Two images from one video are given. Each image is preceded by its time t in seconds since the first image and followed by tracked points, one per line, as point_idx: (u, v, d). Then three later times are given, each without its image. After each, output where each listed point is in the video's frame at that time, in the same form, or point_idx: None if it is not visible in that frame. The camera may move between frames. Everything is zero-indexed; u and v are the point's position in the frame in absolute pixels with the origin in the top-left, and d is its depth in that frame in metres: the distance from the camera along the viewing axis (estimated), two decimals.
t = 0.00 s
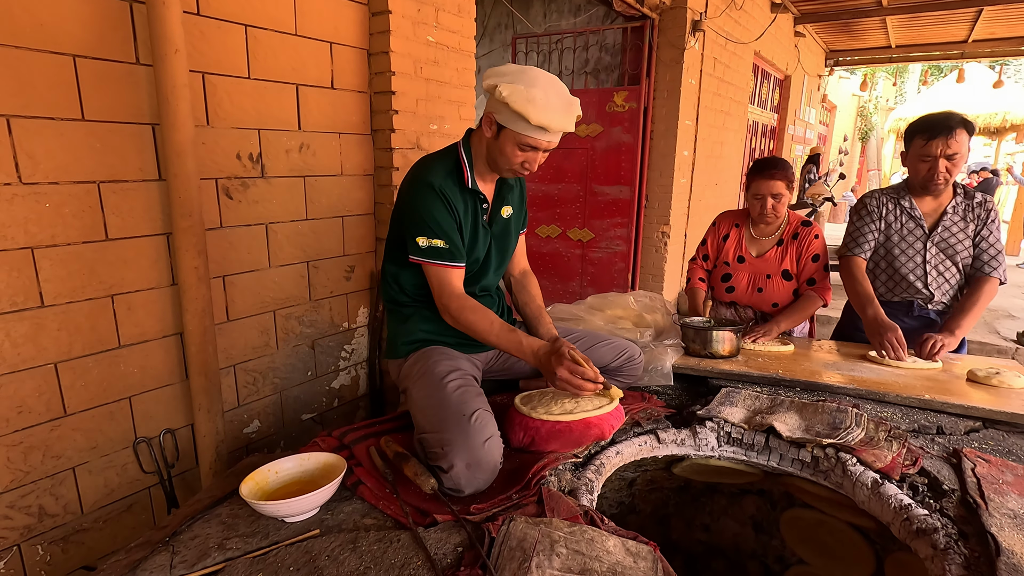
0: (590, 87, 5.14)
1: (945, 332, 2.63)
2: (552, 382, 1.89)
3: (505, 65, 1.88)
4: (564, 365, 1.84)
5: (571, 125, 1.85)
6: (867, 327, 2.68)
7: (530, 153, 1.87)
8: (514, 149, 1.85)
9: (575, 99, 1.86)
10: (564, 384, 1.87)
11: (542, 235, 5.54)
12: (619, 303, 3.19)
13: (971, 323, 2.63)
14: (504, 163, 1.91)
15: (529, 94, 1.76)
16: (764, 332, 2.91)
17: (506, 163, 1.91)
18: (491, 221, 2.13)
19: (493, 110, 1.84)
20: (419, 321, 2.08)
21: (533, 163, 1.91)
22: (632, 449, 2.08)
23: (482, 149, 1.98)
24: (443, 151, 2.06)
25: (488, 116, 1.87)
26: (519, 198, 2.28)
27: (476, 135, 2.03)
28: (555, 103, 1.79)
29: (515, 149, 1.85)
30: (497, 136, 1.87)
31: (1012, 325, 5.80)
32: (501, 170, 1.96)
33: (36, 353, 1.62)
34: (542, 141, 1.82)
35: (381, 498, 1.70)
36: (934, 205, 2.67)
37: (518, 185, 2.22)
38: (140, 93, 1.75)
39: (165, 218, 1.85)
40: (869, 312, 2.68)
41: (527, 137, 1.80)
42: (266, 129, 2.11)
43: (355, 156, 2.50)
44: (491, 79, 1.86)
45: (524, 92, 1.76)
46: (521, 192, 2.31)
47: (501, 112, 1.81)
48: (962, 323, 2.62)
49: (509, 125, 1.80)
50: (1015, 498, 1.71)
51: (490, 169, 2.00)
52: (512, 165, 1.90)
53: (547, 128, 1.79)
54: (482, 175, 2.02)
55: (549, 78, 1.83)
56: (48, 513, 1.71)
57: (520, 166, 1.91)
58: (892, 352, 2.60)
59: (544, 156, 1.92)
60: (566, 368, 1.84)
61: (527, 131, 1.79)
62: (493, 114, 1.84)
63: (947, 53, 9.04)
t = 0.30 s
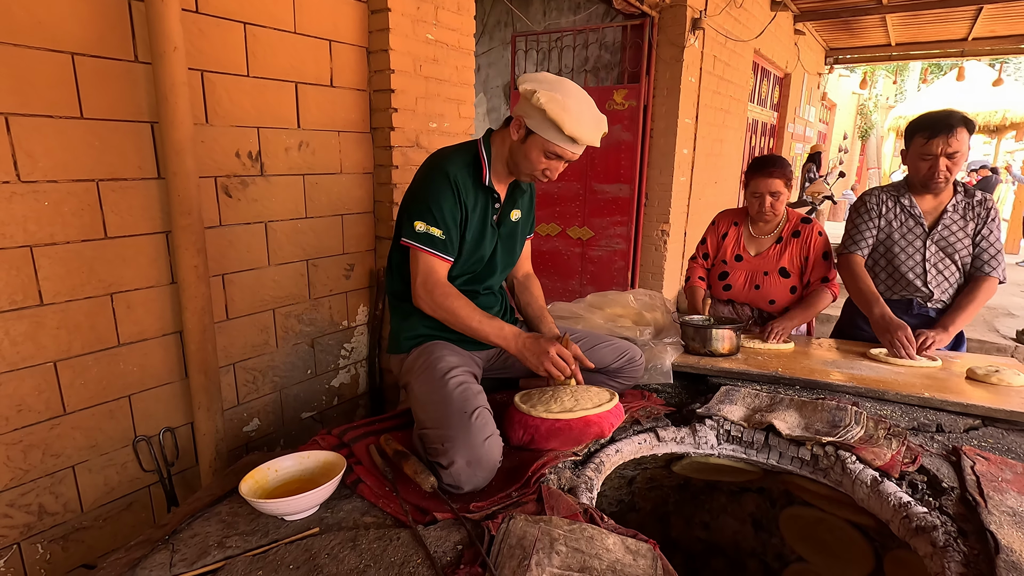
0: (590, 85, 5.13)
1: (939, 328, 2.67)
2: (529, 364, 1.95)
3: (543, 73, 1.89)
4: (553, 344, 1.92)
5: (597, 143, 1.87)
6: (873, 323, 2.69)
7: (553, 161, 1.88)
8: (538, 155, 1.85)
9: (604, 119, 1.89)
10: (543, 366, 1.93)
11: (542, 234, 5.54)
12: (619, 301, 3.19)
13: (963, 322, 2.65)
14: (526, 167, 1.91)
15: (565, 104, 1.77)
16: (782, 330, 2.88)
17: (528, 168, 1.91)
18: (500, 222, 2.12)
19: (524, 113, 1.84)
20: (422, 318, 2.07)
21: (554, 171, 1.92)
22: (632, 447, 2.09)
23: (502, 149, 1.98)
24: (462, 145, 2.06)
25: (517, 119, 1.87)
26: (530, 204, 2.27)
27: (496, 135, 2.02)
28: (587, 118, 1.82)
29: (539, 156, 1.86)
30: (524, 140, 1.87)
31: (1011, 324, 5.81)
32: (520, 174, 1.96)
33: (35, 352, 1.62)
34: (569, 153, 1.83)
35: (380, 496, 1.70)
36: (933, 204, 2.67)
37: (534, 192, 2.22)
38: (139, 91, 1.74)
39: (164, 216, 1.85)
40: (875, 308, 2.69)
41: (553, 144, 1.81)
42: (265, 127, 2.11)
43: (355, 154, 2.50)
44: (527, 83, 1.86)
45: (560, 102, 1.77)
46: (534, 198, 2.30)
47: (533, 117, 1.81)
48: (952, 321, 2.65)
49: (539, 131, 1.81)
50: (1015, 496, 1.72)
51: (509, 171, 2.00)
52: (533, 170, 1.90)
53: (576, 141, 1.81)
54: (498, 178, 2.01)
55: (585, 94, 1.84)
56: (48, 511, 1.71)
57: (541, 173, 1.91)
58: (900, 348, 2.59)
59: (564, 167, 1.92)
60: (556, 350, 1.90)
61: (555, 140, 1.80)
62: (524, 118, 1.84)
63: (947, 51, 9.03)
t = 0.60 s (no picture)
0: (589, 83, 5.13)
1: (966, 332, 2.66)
2: (495, 364, 1.80)
3: (556, 75, 1.88)
4: (517, 340, 1.77)
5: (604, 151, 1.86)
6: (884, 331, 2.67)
7: (557, 163, 1.87)
8: (544, 156, 1.84)
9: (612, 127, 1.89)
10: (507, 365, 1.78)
11: (540, 232, 5.54)
12: (617, 300, 3.19)
13: (988, 320, 2.64)
14: (531, 168, 1.90)
15: (577, 107, 1.76)
16: (774, 327, 2.90)
17: (533, 167, 1.89)
18: (502, 221, 2.12)
19: (534, 112, 1.82)
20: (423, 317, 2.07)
21: (558, 174, 1.90)
22: (630, 445, 2.09)
23: (506, 148, 1.97)
24: (467, 141, 2.06)
25: (526, 118, 1.86)
26: (532, 204, 2.27)
27: (501, 134, 2.01)
28: (597, 124, 1.81)
29: (546, 157, 1.84)
30: (531, 140, 1.86)
31: (1008, 322, 5.82)
32: (524, 174, 1.95)
33: (32, 351, 1.61)
34: (575, 156, 1.82)
35: (378, 495, 1.70)
36: (932, 203, 2.67)
37: (537, 193, 2.22)
38: (135, 90, 1.74)
39: (161, 215, 1.84)
40: (886, 317, 2.67)
41: (562, 146, 1.79)
42: (262, 125, 2.10)
43: (353, 153, 2.50)
44: (540, 83, 1.84)
45: (573, 104, 1.76)
46: (536, 198, 2.29)
47: (543, 116, 1.79)
48: (980, 320, 2.63)
49: (547, 131, 1.79)
50: (1012, 493, 1.72)
51: (512, 170, 2.00)
52: (537, 171, 1.89)
53: (584, 146, 1.79)
54: (500, 177, 2.01)
55: (597, 99, 1.84)
56: (46, 510, 1.71)
57: (545, 175, 1.90)
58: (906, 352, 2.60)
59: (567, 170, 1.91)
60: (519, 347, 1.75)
61: (563, 142, 1.78)
62: (533, 117, 1.82)
63: (945, 50, 9.04)
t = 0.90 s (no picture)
0: (587, 83, 5.12)
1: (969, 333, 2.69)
2: (529, 356, 1.93)
3: (555, 80, 1.87)
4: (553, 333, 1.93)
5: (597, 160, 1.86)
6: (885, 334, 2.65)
7: (550, 170, 1.86)
8: (538, 162, 1.84)
9: (607, 136, 1.88)
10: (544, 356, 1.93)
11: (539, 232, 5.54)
12: (615, 299, 3.19)
13: (991, 318, 2.66)
14: (523, 171, 1.90)
15: (571, 116, 1.76)
16: (780, 328, 2.90)
17: (525, 172, 1.90)
18: (498, 221, 2.12)
19: (530, 117, 1.81)
20: (421, 317, 2.07)
21: (550, 179, 1.90)
22: (630, 444, 2.09)
23: (501, 148, 1.97)
24: (463, 142, 2.06)
25: (521, 122, 1.85)
26: (528, 203, 2.27)
27: (496, 134, 2.01)
28: (592, 134, 1.80)
29: (538, 163, 1.84)
30: (525, 144, 1.85)
31: (1007, 320, 5.83)
32: (517, 177, 1.95)
33: (30, 351, 1.61)
34: (566, 164, 1.82)
35: (377, 494, 1.70)
36: (934, 201, 2.67)
37: (532, 193, 2.22)
38: (133, 89, 1.73)
39: (160, 214, 1.84)
40: (889, 320, 2.63)
41: (554, 153, 1.79)
42: (261, 125, 2.10)
43: (351, 152, 2.49)
44: (537, 87, 1.84)
45: (569, 113, 1.76)
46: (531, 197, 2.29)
47: (538, 122, 1.78)
48: (984, 319, 2.65)
49: (541, 137, 1.78)
50: (1010, 491, 1.72)
51: (506, 171, 1.99)
52: (529, 175, 1.89)
53: (576, 154, 1.79)
54: (494, 180, 2.02)
55: (593, 109, 1.83)
56: (44, 511, 1.71)
57: (536, 179, 1.90)
58: (910, 354, 2.59)
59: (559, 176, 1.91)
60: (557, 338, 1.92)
61: (556, 150, 1.78)
62: (528, 121, 1.82)
63: (944, 49, 9.05)
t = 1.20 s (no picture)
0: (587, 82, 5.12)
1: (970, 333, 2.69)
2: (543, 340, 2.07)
3: (550, 76, 1.87)
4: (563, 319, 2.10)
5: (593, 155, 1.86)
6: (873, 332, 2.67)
7: (546, 166, 1.86)
8: (533, 157, 1.83)
9: (602, 132, 1.89)
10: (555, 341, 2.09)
11: (539, 231, 5.54)
12: (615, 299, 3.19)
13: (992, 317, 2.67)
14: (520, 167, 1.89)
15: (568, 110, 1.76)
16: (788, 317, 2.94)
17: (522, 167, 1.89)
18: (496, 218, 2.12)
19: (525, 112, 1.81)
20: (420, 316, 2.07)
21: (546, 175, 1.90)
22: (630, 443, 2.10)
23: (497, 145, 1.96)
24: (458, 140, 2.05)
25: (516, 117, 1.85)
26: (523, 199, 2.28)
27: (494, 130, 2.00)
28: (588, 129, 1.81)
29: (534, 158, 1.84)
30: (521, 140, 1.85)
31: (1007, 320, 5.82)
32: (513, 173, 1.95)
33: (30, 351, 1.61)
34: (563, 159, 1.82)
35: (377, 494, 1.70)
36: (934, 200, 2.67)
37: (529, 189, 2.23)
38: (133, 89, 1.73)
39: (159, 214, 1.84)
40: (877, 319, 2.66)
41: (549, 148, 1.79)
42: (260, 124, 2.10)
43: (351, 152, 2.49)
44: (533, 83, 1.84)
45: (564, 108, 1.76)
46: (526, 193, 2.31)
47: (534, 117, 1.78)
48: (984, 319, 2.65)
49: (538, 132, 1.78)
50: (1010, 491, 1.72)
51: (502, 168, 1.99)
52: (526, 171, 1.88)
53: (572, 149, 1.79)
54: (493, 176, 2.02)
55: (589, 104, 1.83)
56: (44, 510, 1.71)
57: (532, 175, 1.90)
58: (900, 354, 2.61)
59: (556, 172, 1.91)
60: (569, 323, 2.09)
61: (552, 145, 1.78)
62: (524, 117, 1.81)
63: (944, 48, 9.04)
